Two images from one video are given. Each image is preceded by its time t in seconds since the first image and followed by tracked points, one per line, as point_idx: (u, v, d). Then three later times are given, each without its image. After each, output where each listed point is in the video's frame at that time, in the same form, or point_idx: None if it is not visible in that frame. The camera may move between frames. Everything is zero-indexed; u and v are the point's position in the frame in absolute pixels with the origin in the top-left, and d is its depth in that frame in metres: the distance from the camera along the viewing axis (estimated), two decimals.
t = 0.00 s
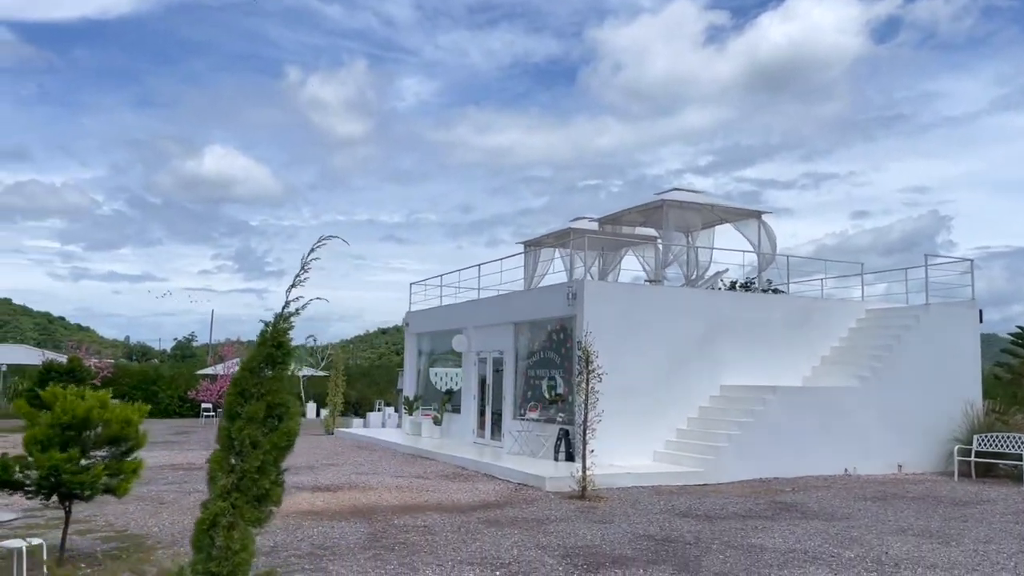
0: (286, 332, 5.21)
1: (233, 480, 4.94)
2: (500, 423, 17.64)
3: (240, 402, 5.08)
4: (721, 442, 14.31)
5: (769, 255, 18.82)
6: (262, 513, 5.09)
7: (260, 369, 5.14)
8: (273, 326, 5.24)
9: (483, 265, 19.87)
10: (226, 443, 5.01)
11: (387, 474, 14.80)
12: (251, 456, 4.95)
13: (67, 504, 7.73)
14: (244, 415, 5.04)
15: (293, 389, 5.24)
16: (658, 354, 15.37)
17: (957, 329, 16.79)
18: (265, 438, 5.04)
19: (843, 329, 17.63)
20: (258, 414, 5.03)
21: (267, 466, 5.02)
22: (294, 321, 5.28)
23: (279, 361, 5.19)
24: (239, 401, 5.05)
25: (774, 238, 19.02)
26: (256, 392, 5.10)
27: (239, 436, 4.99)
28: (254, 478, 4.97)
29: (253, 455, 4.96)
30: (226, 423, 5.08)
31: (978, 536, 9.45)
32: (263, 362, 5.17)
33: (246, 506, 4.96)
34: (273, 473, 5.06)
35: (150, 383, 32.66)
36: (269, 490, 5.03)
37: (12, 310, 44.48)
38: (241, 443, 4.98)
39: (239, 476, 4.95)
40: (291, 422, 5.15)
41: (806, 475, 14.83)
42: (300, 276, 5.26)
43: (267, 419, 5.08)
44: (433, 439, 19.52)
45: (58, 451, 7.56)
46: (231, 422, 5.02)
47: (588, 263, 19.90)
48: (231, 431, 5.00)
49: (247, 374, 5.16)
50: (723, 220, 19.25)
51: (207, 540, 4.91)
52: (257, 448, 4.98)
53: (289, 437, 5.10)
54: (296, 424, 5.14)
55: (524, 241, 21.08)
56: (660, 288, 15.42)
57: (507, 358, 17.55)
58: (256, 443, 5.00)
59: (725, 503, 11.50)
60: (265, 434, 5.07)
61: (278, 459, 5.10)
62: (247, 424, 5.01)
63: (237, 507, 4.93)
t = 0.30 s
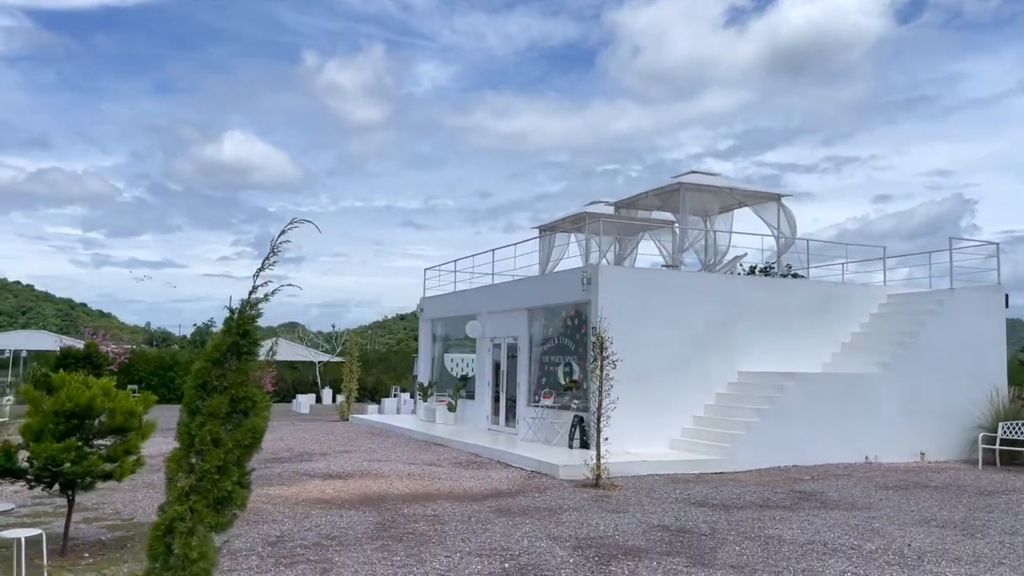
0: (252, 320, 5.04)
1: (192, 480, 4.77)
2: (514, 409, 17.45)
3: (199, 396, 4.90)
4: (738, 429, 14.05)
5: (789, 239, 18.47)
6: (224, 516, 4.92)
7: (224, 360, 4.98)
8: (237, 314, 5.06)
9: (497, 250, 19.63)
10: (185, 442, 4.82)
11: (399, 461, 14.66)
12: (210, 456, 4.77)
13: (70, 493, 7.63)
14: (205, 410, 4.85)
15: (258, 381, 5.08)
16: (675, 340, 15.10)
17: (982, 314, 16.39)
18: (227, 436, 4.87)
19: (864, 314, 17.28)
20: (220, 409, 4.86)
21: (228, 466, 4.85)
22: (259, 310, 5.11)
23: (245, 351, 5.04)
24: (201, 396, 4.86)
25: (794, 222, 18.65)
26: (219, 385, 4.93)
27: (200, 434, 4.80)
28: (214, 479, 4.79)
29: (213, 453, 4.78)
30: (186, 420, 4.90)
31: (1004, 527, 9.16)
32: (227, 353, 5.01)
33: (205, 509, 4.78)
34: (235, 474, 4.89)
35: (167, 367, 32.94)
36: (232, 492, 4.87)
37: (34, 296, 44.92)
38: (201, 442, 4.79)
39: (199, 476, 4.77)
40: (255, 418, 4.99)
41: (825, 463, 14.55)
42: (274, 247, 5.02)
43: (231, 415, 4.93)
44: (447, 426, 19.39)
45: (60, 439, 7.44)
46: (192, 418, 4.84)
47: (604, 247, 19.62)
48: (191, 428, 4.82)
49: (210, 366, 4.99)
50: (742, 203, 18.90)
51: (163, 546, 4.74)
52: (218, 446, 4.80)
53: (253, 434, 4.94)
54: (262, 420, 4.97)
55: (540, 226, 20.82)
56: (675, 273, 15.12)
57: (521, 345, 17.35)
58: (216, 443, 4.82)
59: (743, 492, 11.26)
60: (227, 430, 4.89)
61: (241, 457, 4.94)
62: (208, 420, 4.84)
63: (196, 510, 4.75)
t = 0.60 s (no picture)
0: (217, 295, 5.11)
1: (150, 470, 4.83)
2: (530, 397, 17.25)
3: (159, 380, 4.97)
4: (758, 417, 13.79)
5: (811, 223, 18.10)
6: (184, 510, 5.02)
7: (187, 338, 5.05)
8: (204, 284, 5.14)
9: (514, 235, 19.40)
10: (143, 429, 4.90)
11: (413, 448, 14.54)
12: (168, 446, 4.85)
13: (76, 480, 7.51)
14: (163, 396, 4.92)
15: (224, 363, 5.14)
16: (693, 326, 14.83)
17: (1010, 299, 15.97)
18: (187, 423, 4.95)
19: (887, 300, 16.92)
20: (179, 395, 4.92)
21: (187, 456, 4.93)
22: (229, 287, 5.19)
23: (213, 329, 5.11)
24: (160, 380, 4.93)
25: (816, 206, 18.27)
26: (181, 367, 4.98)
27: (158, 421, 4.87)
28: (172, 473, 4.88)
29: (170, 443, 4.87)
30: (146, 405, 4.97)
31: None
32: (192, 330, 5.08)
33: (163, 503, 4.86)
34: (194, 464, 4.97)
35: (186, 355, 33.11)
36: (192, 484, 4.95)
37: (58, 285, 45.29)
38: (159, 430, 4.86)
39: (156, 465, 4.85)
40: (217, 403, 5.06)
41: (848, 452, 14.26)
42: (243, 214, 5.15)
43: (194, 400, 5.00)
44: (464, 413, 19.24)
45: (64, 427, 7.32)
46: (151, 403, 4.92)
47: (621, 233, 19.34)
48: (150, 414, 4.90)
49: (172, 348, 5.04)
50: (763, 187, 18.53)
51: (117, 544, 4.85)
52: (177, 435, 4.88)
53: (215, 421, 5.00)
54: (224, 407, 5.02)
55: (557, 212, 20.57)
56: (694, 258, 14.84)
57: (537, 331, 17.13)
58: (174, 432, 4.90)
59: (763, 481, 11.01)
60: (188, 417, 4.96)
61: (201, 445, 5.02)
62: (167, 406, 4.91)
63: (152, 504, 4.83)
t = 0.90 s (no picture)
0: (176, 284, 5.64)
1: (102, 480, 5.26)
2: (552, 389, 17.04)
3: (111, 381, 5.45)
4: (785, 411, 13.47)
5: (838, 212, 17.68)
6: (137, 524, 5.48)
7: (143, 334, 5.56)
8: (163, 272, 5.63)
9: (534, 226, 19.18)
10: (93, 436, 5.33)
11: (432, 442, 14.40)
12: (121, 456, 5.30)
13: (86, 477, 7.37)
14: (112, 407, 5.36)
15: (176, 362, 5.69)
16: (717, 317, 14.52)
17: None
18: (137, 431, 5.43)
19: (917, 290, 16.49)
20: (130, 405, 5.40)
21: (137, 464, 5.42)
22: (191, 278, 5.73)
23: (171, 323, 5.66)
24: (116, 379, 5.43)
25: (843, 195, 17.86)
26: (135, 367, 5.49)
27: (109, 432, 5.30)
28: (124, 485, 5.33)
29: (123, 452, 5.31)
30: (96, 412, 5.41)
31: None
32: (148, 325, 5.60)
33: (112, 517, 5.30)
34: (144, 472, 5.46)
35: (209, 347, 33.26)
36: (144, 496, 5.44)
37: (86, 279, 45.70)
38: (110, 440, 5.30)
39: (107, 473, 5.28)
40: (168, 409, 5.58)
41: (877, 445, 13.92)
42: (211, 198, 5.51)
43: (148, 403, 5.51)
44: (485, 406, 19.07)
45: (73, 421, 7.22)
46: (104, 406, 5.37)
47: (644, 223, 19.03)
48: (101, 423, 5.32)
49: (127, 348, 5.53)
50: (788, 175, 18.15)
51: (64, 561, 5.26)
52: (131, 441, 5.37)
53: (167, 426, 5.52)
54: (178, 410, 5.57)
55: (578, 202, 20.31)
56: (718, 249, 14.53)
57: (558, 324, 16.91)
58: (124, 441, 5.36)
59: (790, 476, 10.73)
60: (140, 425, 5.46)
61: (153, 452, 5.52)
62: (120, 408, 5.38)
63: (101, 518, 5.25)
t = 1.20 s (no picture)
0: (132, 270, 5.42)
1: (46, 488, 4.95)
2: (578, 385, 16.84)
3: (59, 379, 5.13)
4: (817, 408, 13.15)
5: (872, 204, 17.26)
6: (85, 539, 5.13)
7: (95, 328, 5.29)
8: (119, 257, 5.44)
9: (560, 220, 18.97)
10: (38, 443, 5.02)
11: (457, 438, 14.27)
12: (64, 462, 4.98)
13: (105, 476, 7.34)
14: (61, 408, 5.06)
15: (132, 360, 5.35)
16: (747, 312, 14.22)
17: None
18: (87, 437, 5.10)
19: (955, 283, 16.05)
20: (78, 407, 5.10)
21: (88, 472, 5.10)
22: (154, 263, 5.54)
23: (124, 316, 5.42)
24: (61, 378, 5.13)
25: (877, 186, 17.43)
26: (85, 364, 5.20)
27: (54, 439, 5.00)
28: (67, 496, 4.99)
29: (67, 459, 4.98)
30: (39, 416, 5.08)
31: None
32: (100, 318, 5.32)
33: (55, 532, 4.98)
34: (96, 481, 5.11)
35: (239, 343, 33.49)
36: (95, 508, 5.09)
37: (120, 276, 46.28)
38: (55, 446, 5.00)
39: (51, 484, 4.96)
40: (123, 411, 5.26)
41: (913, 443, 13.55)
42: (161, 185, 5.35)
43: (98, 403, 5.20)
44: (511, 402, 18.92)
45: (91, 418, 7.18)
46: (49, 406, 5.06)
47: (672, 216, 18.74)
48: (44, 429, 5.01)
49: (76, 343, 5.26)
50: (821, 167, 17.75)
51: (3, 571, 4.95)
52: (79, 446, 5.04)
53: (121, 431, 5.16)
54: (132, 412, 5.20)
55: (605, 195, 20.05)
56: (747, 242, 14.21)
57: (584, 319, 16.70)
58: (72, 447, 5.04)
59: (822, 474, 10.43)
60: (89, 429, 5.13)
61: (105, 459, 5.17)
62: (67, 410, 5.06)
63: (45, 531, 4.95)
